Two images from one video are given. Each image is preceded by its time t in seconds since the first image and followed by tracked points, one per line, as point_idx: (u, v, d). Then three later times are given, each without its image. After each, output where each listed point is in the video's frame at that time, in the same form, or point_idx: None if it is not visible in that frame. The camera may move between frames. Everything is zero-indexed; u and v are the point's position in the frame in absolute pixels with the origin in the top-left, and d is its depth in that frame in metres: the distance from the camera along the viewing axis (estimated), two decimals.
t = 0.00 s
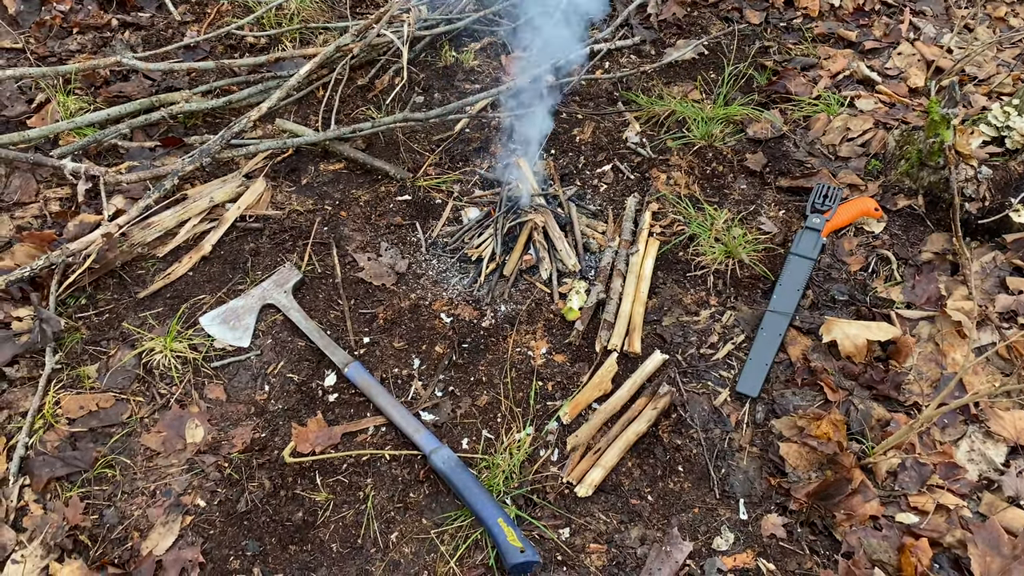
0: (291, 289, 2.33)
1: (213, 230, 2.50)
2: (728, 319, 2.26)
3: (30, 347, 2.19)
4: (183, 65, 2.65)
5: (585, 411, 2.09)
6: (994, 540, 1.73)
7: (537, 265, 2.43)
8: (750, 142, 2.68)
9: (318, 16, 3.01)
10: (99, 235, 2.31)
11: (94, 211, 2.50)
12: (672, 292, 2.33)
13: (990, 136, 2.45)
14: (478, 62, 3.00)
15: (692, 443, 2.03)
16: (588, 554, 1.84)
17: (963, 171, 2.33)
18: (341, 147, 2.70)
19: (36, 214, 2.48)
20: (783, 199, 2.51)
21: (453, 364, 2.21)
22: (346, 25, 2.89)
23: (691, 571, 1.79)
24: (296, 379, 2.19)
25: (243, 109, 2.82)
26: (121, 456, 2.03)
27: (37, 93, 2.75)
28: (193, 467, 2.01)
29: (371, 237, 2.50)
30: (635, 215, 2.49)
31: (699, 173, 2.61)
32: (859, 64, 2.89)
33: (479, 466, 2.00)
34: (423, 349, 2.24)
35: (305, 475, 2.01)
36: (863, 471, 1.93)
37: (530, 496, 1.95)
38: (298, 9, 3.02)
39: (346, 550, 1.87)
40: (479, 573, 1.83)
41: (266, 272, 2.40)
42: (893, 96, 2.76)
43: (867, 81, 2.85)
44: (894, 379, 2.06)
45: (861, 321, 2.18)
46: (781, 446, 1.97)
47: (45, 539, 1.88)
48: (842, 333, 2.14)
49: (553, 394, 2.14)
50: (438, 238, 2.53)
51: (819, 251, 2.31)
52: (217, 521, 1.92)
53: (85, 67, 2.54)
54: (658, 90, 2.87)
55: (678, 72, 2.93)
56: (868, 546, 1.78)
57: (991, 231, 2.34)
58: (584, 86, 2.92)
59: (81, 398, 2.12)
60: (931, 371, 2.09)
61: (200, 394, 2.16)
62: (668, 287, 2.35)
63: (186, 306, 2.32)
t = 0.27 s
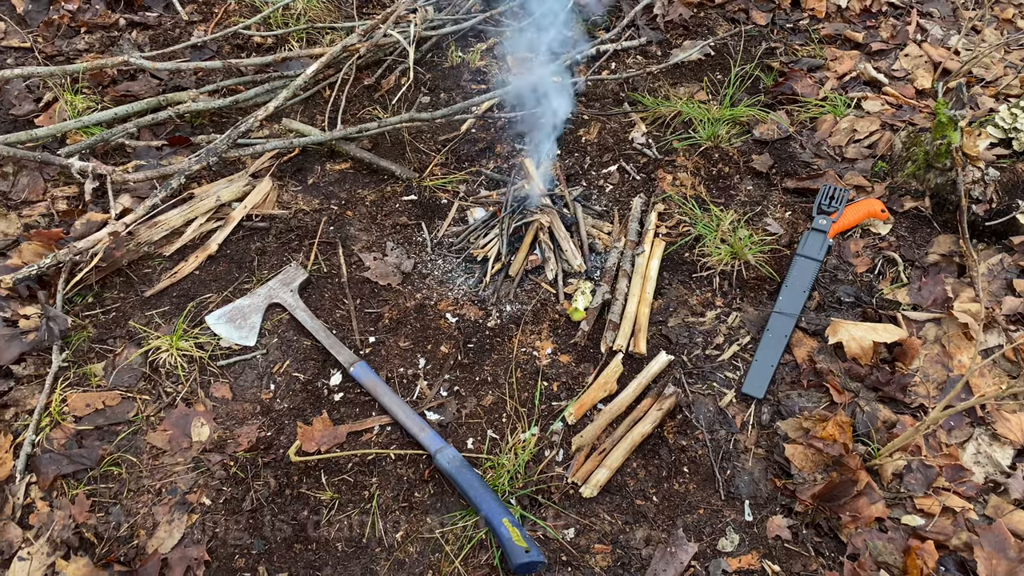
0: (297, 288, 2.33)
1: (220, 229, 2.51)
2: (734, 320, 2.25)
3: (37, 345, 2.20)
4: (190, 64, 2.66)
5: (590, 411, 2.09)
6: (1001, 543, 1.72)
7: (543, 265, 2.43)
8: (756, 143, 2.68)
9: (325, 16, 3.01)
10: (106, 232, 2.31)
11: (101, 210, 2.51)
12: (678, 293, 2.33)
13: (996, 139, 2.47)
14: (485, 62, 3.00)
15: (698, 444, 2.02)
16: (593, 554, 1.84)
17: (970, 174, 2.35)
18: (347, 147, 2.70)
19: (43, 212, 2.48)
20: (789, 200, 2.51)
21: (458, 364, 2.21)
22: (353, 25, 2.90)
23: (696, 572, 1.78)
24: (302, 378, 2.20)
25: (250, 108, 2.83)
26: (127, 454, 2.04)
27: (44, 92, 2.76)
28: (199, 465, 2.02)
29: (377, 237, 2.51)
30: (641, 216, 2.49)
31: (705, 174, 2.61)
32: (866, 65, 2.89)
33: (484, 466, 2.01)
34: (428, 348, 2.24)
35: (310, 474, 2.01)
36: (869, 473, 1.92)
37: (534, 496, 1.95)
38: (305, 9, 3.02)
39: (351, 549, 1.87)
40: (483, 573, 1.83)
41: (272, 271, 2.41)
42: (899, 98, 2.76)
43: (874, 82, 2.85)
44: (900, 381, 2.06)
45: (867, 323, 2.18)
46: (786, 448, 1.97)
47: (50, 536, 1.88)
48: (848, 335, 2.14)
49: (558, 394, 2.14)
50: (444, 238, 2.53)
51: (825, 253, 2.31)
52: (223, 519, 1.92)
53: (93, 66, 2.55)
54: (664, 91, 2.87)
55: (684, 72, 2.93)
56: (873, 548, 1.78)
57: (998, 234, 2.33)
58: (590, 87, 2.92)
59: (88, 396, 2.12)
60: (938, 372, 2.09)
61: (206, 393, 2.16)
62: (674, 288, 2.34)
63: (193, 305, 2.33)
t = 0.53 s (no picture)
0: (304, 288, 2.34)
1: (228, 228, 2.51)
2: (742, 322, 2.25)
3: (46, 343, 2.21)
4: (200, 63, 2.67)
5: (596, 412, 2.09)
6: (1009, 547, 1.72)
7: (551, 265, 2.42)
8: (765, 145, 2.67)
9: (334, 16, 3.02)
10: (114, 231, 2.29)
11: (110, 208, 2.51)
12: (685, 294, 2.33)
13: (1006, 141, 2.47)
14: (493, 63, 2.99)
15: (705, 446, 2.02)
16: (599, 555, 1.84)
17: (979, 176, 2.31)
18: (355, 147, 2.70)
19: (52, 211, 2.49)
20: (797, 202, 2.50)
21: (465, 364, 2.21)
22: (361, 25, 2.90)
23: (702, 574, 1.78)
24: (310, 377, 2.20)
25: (258, 108, 2.83)
26: (135, 451, 2.04)
27: (54, 90, 2.76)
28: (206, 463, 2.02)
29: (385, 237, 2.51)
30: (649, 217, 2.49)
31: (713, 175, 2.60)
32: (875, 68, 2.88)
33: (490, 466, 2.01)
34: (435, 348, 2.24)
35: (317, 473, 2.01)
36: (877, 476, 1.92)
37: (541, 497, 1.95)
38: (314, 9, 3.03)
39: (358, 548, 1.88)
40: (490, 573, 1.84)
41: (280, 270, 2.41)
42: (908, 100, 2.75)
43: (883, 85, 2.84)
44: (908, 384, 2.06)
45: (875, 326, 2.18)
46: (794, 450, 1.97)
47: (58, 533, 1.90)
48: (856, 337, 2.13)
49: (565, 395, 2.14)
50: (451, 238, 2.53)
51: (834, 255, 2.30)
52: (230, 517, 1.93)
53: (103, 65, 2.56)
54: (673, 92, 2.86)
55: (693, 74, 2.93)
56: (881, 551, 1.78)
57: (1007, 237, 2.34)
58: (598, 88, 2.91)
59: (96, 393, 2.13)
60: (946, 376, 2.08)
61: (214, 391, 2.17)
62: (681, 290, 2.34)
63: (201, 304, 2.34)
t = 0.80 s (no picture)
0: (314, 287, 2.34)
1: (238, 227, 2.52)
2: (751, 325, 2.25)
3: (57, 340, 2.22)
4: (211, 63, 2.68)
5: (604, 414, 2.09)
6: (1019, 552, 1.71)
7: (560, 266, 2.41)
8: (775, 147, 2.67)
9: (345, 16, 3.03)
10: (125, 228, 2.34)
11: (121, 206, 2.52)
12: (694, 296, 2.32)
13: (1018, 146, 2.50)
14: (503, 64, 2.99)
15: (713, 448, 2.02)
16: (606, 557, 1.84)
17: (991, 180, 2.33)
18: (365, 146, 2.71)
19: (64, 208, 2.51)
20: (807, 205, 2.50)
21: (474, 364, 2.21)
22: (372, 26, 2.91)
23: None
24: (318, 376, 2.21)
25: (269, 107, 2.84)
26: (144, 448, 2.05)
27: (67, 89, 2.78)
28: (215, 461, 2.03)
29: (394, 237, 2.51)
30: (658, 218, 2.49)
31: (723, 177, 2.60)
32: (886, 71, 2.87)
33: (498, 467, 2.01)
34: (444, 348, 2.25)
35: (326, 471, 2.02)
36: (886, 480, 1.91)
37: (549, 498, 1.95)
38: (325, 10, 3.03)
39: (365, 547, 1.89)
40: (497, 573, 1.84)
41: (289, 269, 2.42)
42: (919, 103, 2.75)
43: (894, 88, 2.83)
44: (918, 388, 2.05)
45: (885, 329, 2.17)
46: (802, 453, 1.96)
47: (68, 529, 1.91)
48: (866, 341, 2.13)
49: (573, 396, 2.14)
50: (460, 238, 2.53)
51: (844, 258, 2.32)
52: (239, 515, 1.94)
53: (115, 64, 2.57)
54: (683, 94, 2.86)
55: (703, 76, 2.92)
56: (889, 556, 1.77)
57: (1018, 241, 2.32)
58: (608, 89, 2.91)
59: (106, 390, 2.14)
60: (956, 380, 2.08)
61: (223, 389, 2.18)
62: (690, 292, 2.34)
63: (211, 302, 2.34)
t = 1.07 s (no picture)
0: (325, 286, 2.35)
1: (251, 226, 2.53)
2: (762, 328, 2.24)
3: (70, 336, 2.24)
4: (225, 62, 2.69)
5: (614, 416, 2.09)
6: None
7: (570, 268, 2.41)
8: (787, 151, 2.67)
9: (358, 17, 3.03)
10: (139, 227, 2.36)
11: (134, 204, 2.54)
12: (705, 299, 2.32)
13: None
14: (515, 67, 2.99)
15: (723, 451, 2.01)
16: (615, 559, 1.84)
17: (1004, 186, 2.34)
18: (378, 147, 2.72)
19: (78, 205, 2.52)
20: (820, 209, 2.49)
21: (484, 365, 2.21)
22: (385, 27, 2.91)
23: None
24: (329, 375, 2.21)
25: (282, 107, 2.85)
26: (155, 445, 2.06)
27: (82, 87, 2.80)
28: (225, 459, 2.04)
29: (405, 237, 2.52)
30: (669, 221, 2.48)
31: (735, 181, 2.60)
32: (899, 75, 2.87)
33: (508, 467, 2.01)
34: (454, 349, 2.25)
35: (336, 470, 2.03)
36: (896, 485, 1.90)
37: (558, 499, 1.96)
38: (338, 10, 3.04)
39: (374, 546, 1.89)
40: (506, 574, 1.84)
41: (301, 268, 2.43)
42: (933, 108, 2.74)
43: (907, 92, 2.82)
44: (929, 394, 2.04)
45: (896, 334, 2.16)
46: (812, 458, 1.96)
47: (80, 524, 1.92)
48: (877, 346, 2.12)
49: (583, 398, 2.14)
50: (471, 239, 2.53)
51: (856, 262, 2.29)
52: (249, 512, 1.95)
53: (130, 63, 2.59)
54: (695, 97, 2.86)
55: (715, 79, 2.92)
56: (899, 562, 1.76)
57: None
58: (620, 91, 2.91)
59: (118, 387, 2.15)
60: (968, 386, 2.07)
61: (234, 387, 2.19)
62: (701, 295, 2.33)
63: (223, 300, 2.36)
